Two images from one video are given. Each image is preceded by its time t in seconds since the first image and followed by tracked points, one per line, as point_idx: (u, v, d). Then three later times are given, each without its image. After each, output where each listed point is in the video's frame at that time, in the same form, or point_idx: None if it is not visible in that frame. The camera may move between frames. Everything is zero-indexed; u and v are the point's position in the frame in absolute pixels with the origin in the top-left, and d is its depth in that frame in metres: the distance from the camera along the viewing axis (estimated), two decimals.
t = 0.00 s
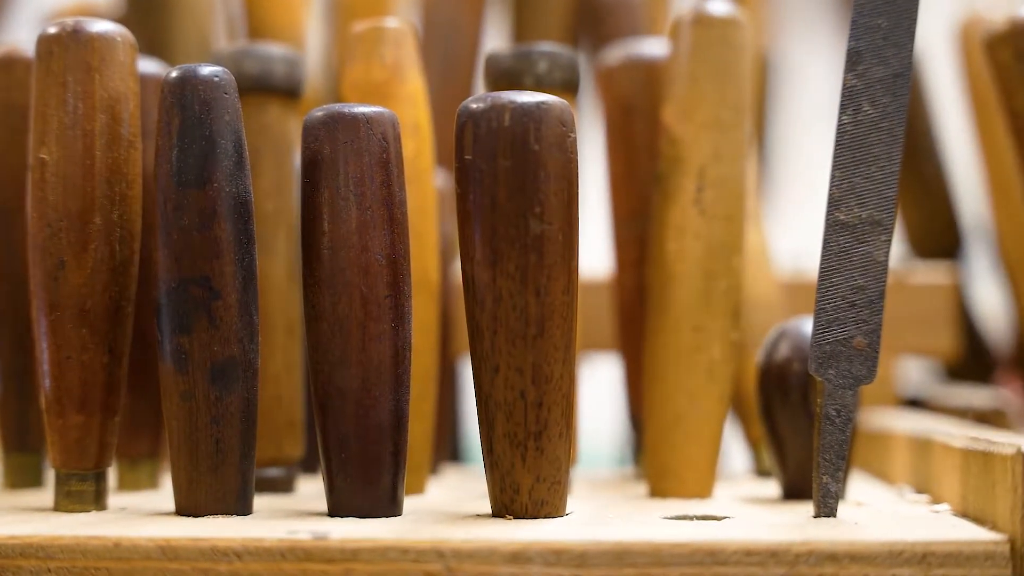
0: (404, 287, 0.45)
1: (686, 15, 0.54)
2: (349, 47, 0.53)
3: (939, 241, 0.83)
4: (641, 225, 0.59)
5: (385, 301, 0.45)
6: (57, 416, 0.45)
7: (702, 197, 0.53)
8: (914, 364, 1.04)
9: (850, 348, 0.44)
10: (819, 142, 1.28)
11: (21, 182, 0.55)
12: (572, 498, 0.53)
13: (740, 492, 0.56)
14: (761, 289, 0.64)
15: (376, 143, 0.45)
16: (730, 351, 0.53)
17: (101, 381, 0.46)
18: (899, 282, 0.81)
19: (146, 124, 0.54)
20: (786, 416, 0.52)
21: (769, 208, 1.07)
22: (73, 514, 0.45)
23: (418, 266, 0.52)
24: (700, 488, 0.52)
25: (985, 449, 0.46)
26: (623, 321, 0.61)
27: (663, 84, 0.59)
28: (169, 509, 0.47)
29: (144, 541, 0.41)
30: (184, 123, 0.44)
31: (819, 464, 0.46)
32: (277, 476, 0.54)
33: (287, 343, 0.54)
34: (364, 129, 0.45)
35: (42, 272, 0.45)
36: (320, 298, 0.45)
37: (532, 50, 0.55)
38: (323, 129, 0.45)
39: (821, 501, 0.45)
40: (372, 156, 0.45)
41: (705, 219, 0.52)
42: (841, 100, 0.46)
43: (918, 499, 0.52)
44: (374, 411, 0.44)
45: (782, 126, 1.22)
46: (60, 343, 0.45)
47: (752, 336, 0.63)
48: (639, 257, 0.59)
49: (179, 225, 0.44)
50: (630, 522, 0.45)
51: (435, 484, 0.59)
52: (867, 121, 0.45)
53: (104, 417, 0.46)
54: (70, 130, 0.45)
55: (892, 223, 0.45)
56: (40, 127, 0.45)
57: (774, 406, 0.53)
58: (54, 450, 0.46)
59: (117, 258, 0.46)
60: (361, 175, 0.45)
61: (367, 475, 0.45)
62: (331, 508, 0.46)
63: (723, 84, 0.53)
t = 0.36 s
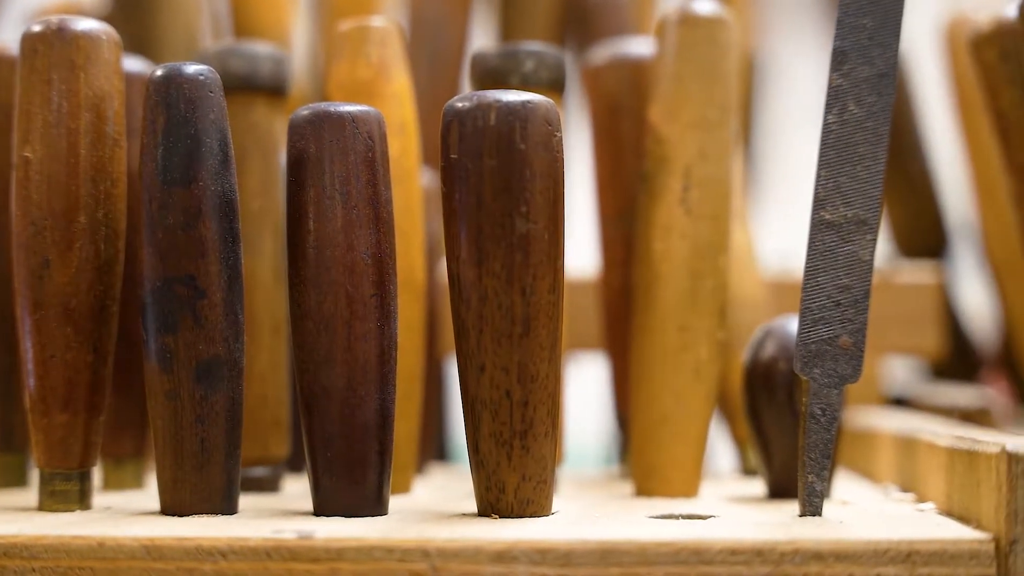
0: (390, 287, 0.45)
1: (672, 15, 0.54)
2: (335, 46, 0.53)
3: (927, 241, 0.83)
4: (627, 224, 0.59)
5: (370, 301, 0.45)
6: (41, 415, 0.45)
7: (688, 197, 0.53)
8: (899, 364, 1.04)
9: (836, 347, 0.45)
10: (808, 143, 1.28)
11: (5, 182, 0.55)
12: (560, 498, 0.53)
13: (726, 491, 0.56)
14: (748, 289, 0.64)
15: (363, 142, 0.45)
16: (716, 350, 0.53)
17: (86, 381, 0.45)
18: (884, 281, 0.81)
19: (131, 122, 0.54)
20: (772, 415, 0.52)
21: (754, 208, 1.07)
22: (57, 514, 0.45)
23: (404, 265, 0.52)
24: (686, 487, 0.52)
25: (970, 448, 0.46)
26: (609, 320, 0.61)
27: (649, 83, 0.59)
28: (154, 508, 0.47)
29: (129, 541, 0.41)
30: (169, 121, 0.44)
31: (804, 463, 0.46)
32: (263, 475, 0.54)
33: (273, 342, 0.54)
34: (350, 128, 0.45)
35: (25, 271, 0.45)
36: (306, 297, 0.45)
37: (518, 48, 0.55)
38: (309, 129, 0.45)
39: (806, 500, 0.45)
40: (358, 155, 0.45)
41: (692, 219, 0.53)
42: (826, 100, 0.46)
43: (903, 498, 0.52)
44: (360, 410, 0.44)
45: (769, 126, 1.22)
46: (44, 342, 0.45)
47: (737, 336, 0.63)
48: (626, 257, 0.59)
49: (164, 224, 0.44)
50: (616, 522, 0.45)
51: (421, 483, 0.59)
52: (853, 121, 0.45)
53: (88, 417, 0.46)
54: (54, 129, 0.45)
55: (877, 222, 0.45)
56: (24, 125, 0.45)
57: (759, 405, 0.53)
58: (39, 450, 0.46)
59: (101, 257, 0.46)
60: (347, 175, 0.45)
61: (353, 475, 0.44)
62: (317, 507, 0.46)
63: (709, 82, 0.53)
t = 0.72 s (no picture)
0: (375, 286, 0.45)
1: (658, 14, 0.54)
2: (320, 45, 0.53)
3: (914, 240, 0.83)
4: (613, 223, 0.59)
5: (355, 300, 0.45)
6: (24, 414, 0.45)
7: (673, 196, 0.53)
8: (886, 363, 1.05)
9: (821, 346, 0.45)
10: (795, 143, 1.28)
11: None
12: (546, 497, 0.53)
13: (711, 490, 0.56)
14: (733, 288, 0.64)
15: (348, 141, 0.45)
16: (701, 349, 0.53)
17: (69, 380, 0.45)
18: (868, 281, 0.81)
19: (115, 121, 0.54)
20: (757, 414, 0.52)
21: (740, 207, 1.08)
22: (40, 514, 0.44)
23: (389, 265, 0.52)
24: (672, 487, 0.53)
25: (954, 447, 0.46)
26: (595, 318, 0.61)
27: (635, 83, 0.59)
28: (138, 507, 0.47)
29: (113, 540, 0.41)
30: (153, 120, 0.44)
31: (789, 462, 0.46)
32: (249, 475, 0.54)
33: (257, 342, 0.54)
34: (334, 127, 0.45)
35: (8, 270, 0.45)
36: (290, 296, 0.44)
37: (503, 48, 0.55)
38: (294, 128, 0.45)
39: (792, 499, 0.45)
40: (342, 153, 0.45)
41: (677, 218, 0.53)
42: (811, 99, 0.46)
43: (888, 498, 0.52)
44: (345, 409, 0.44)
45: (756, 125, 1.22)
46: (28, 341, 0.45)
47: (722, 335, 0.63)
48: (612, 257, 0.59)
49: (149, 223, 0.44)
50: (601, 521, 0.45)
51: (407, 483, 0.59)
52: (838, 120, 0.45)
53: (72, 416, 0.46)
54: (38, 127, 0.44)
55: (862, 221, 0.45)
56: (6, 123, 0.45)
57: (745, 404, 0.53)
58: (22, 449, 0.45)
59: (85, 256, 0.45)
60: (332, 173, 0.44)
61: (338, 475, 0.44)
62: (301, 507, 0.46)
63: (694, 81, 0.53)
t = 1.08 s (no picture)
0: (360, 285, 0.45)
1: (644, 13, 0.54)
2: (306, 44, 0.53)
3: (902, 240, 0.83)
4: (599, 221, 0.59)
5: (340, 299, 0.44)
6: (8, 414, 0.45)
7: (659, 195, 0.53)
8: (872, 361, 1.05)
9: (806, 345, 0.45)
10: (782, 141, 1.29)
11: None
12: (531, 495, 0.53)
13: (697, 489, 0.57)
14: (719, 286, 0.65)
15: (334, 139, 0.45)
16: (688, 348, 0.53)
17: (54, 379, 0.45)
18: (857, 280, 0.82)
19: (100, 119, 0.53)
20: (743, 413, 0.53)
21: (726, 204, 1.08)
22: (24, 513, 0.44)
23: (374, 264, 0.52)
24: (657, 486, 0.53)
25: (938, 446, 0.46)
26: (581, 317, 0.61)
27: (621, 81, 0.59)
28: (123, 507, 0.47)
29: (97, 540, 0.41)
30: (138, 118, 0.44)
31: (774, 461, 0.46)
32: (234, 474, 0.54)
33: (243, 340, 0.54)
34: (319, 126, 0.45)
35: None
36: (275, 295, 0.44)
37: (489, 47, 0.55)
38: (279, 127, 0.44)
39: (777, 498, 0.45)
40: (328, 152, 0.45)
41: (663, 217, 0.53)
42: (797, 98, 0.46)
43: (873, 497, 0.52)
44: (330, 408, 0.44)
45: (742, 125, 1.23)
46: (11, 341, 0.44)
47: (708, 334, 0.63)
48: (598, 255, 0.59)
49: (133, 222, 0.44)
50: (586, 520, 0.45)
51: (393, 482, 0.59)
52: (823, 119, 0.45)
53: (56, 415, 0.46)
54: (22, 126, 0.44)
55: (847, 220, 0.45)
56: None
57: (730, 403, 0.53)
58: (6, 449, 0.45)
59: (69, 255, 0.45)
60: (317, 172, 0.44)
61: (323, 474, 0.44)
62: (286, 506, 0.45)
63: (680, 80, 0.53)
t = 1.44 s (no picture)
0: (344, 283, 0.45)
1: (629, 12, 0.54)
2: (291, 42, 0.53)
3: (889, 239, 0.84)
4: (584, 220, 0.59)
5: (324, 297, 0.44)
6: None
7: (643, 194, 0.53)
8: (858, 360, 1.05)
9: (790, 344, 0.45)
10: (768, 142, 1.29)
11: None
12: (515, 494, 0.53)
13: (682, 488, 0.57)
14: (704, 286, 0.65)
15: (318, 138, 0.45)
16: (672, 347, 0.53)
17: (36, 378, 0.45)
18: (843, 279, 0.82)
19: (84, 117, 0.53)
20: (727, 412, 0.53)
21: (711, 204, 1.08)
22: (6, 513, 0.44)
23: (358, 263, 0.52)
24: (642, 484, 0.53)
25: (923, 445, 0.46)
26: (566, 316, 0.61)
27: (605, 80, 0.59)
28: (106, 506, 0.47)
29: (79, 539, 0.41)
30: (121, 116, 0.44)
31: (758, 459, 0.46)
32: (218, 472, 0.55)
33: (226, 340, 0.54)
34: (303, 124, 0.44)
35: None
36: (259, 293, 0.44)
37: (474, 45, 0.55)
38: (263, 125, 0.44)
39: (761, 496, 0.45)
40: (312, 151, 0.44)
41: (647, 216, 0.53)
42: (781, 97, 0.46)
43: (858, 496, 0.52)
44: (313, 407, 0.44)
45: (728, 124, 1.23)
46: None
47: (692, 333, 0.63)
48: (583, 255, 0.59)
49: (116, 221, 0.44)
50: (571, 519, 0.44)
51: (377, 481, 0.59)
52: (807, 118, 0.45)
53: (38, 414, 0.45)
54: (4, 124, 0.44)
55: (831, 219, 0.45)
56: None
57: (715, 401, 0.53)
58: None
59: (52, 254, 0.45)
60: (301, 171, 0.44)
61: (306, 473, 0.44)
62: (270, 505, 0.45)
63: (665, 79, 0.53)
